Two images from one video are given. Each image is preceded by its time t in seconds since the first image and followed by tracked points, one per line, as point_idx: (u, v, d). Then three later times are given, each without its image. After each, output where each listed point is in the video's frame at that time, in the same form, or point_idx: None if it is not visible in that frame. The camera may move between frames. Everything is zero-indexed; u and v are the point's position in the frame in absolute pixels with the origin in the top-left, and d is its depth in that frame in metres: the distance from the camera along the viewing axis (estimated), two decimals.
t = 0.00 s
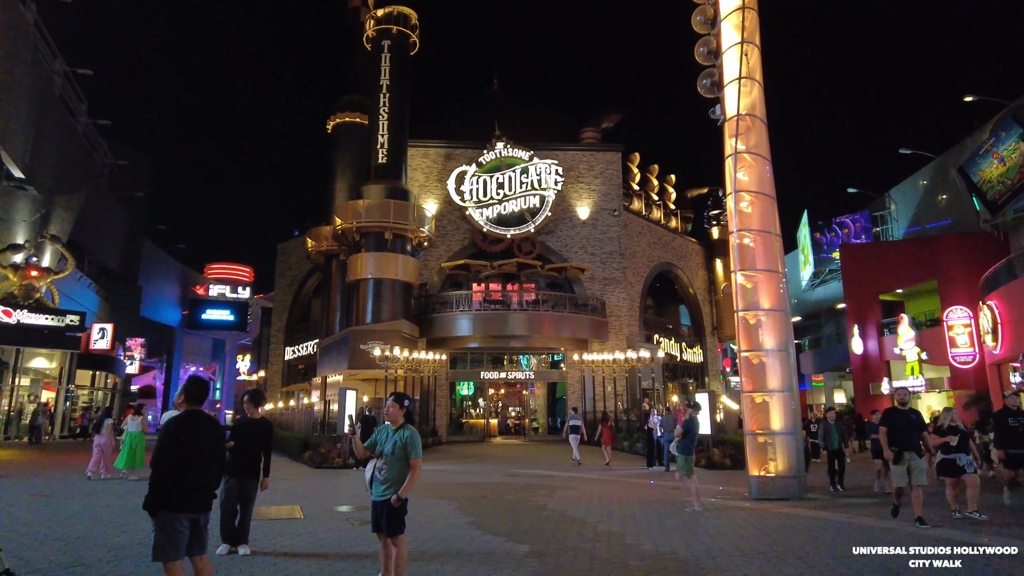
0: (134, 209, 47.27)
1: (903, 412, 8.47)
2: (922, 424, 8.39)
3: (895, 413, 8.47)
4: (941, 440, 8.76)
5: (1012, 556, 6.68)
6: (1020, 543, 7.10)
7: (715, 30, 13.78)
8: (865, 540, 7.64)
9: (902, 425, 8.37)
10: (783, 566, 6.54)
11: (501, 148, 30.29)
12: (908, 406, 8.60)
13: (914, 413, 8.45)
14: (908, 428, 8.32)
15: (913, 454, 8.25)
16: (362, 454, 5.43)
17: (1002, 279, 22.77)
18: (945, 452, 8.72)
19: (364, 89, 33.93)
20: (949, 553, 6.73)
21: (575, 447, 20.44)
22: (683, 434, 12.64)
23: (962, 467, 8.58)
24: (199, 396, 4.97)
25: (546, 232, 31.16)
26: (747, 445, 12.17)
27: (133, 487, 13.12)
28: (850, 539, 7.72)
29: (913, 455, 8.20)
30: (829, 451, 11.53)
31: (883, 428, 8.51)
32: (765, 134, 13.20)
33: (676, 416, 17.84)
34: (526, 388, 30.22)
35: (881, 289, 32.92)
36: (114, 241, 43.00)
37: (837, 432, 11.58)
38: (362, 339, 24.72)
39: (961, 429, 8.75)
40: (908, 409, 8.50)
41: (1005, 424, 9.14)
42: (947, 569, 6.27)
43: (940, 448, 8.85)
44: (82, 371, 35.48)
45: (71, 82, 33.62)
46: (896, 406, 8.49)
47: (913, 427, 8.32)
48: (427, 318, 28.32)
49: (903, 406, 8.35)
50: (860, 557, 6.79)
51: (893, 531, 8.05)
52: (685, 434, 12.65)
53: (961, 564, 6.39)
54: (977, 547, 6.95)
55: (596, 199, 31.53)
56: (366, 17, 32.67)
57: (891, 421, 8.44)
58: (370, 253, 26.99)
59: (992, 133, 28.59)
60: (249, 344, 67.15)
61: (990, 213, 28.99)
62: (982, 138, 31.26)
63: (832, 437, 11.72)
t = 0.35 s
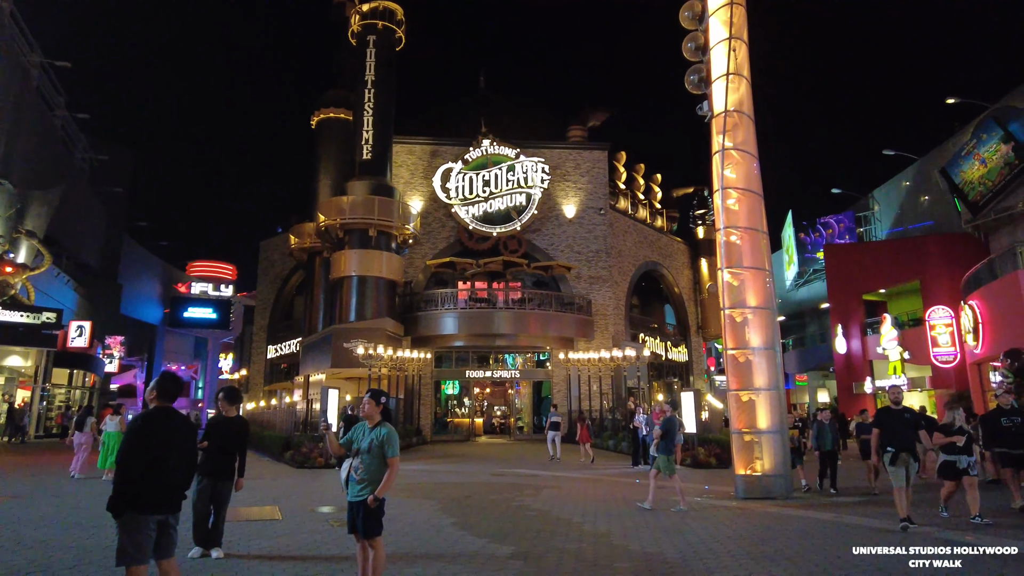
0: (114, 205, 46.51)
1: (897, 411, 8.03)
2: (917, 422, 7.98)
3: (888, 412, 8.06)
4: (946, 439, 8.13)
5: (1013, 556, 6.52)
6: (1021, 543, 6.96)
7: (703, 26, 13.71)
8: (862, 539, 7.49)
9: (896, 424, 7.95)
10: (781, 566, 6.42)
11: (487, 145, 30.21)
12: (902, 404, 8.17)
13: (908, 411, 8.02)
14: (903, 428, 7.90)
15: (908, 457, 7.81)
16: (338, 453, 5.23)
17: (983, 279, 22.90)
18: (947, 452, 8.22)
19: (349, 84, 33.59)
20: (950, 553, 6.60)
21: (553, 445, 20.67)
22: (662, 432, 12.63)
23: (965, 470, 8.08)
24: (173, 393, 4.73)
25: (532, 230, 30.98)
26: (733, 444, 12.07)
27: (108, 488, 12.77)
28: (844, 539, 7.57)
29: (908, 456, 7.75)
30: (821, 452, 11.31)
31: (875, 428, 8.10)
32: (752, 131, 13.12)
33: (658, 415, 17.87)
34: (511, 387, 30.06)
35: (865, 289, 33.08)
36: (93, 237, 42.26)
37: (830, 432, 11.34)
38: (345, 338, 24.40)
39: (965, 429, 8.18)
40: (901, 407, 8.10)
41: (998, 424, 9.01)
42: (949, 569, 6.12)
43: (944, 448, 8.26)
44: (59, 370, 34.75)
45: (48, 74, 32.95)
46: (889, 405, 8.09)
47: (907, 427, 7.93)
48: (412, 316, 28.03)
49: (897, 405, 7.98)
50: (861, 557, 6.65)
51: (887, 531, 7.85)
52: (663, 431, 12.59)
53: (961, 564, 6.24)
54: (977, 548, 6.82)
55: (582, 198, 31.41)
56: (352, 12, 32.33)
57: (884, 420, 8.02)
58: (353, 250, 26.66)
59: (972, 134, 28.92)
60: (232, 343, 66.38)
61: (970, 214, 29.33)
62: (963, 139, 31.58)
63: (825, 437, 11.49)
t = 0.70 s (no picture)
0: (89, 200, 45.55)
1: (886, 408, 7.80)
2: (906, 419, 7.71)
3: (876, 408, 7.83)
4: (940, 438, 8.02)
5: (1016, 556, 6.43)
6: (1021, 543, 6.89)
7: (687, 22, 13.59)
8: (859, 540, 7.34)
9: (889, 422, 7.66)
10: (778, 566, 6.31)
11: (470, 142, 29.85)
12: (890, 401, 7.94)
13: (897, 407, 7.77)
14: (892, 425, 7.63)
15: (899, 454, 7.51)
16: (306, 453, 4.99)
17: (960, 279, 23.11)
18: (945, 451, 7.99)
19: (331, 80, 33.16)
20: (949, 553, 6.49)
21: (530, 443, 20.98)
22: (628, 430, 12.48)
23: (963, 468, 7.87)
24: (131, 392, 4.49)
25: (515, 228, 30.77)
26: (716, 443, 11.98)
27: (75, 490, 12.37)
28: (839, 539, 7.43)
29: (897, 455, 7.51)
30: (810, 451, 11.10)
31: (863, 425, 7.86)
32: (736, 128, 13.03)
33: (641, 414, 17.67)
34: (493, 386, 29.70)
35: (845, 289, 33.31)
36: (67, 233, 41.33)
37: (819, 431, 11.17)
38: (324, 336, 24.05)
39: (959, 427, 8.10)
40: (891, 403, 7.84)
41: (984, 422, 9.03)
42: (950, 569, 6.02)
43: (940, 447, 8.07)
44: (31, 368, 33.90)
45: (19, 65, 32.10)
46: (877, 401, 7.90)
47: (897, 425, 7.64)
48: (392, 314, 27.70)
49: (884, 400, 7.78)
50: (861, 557, 6.52)
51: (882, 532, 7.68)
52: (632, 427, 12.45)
53: (962, 564, 6.13)
54: (977, 547, 6.72)
55: (565, 196, 31.28)
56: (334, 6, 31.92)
57: (872, 417, 7.79)
58: (333, 247, 26.26)
59: (950, 137, 29.31)
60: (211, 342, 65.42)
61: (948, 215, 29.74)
62: (940, 142, 31.97)
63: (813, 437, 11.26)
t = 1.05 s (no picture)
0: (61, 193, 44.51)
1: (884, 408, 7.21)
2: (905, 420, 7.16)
3: (875, 408, 7.24)
4: (934, 438, 7.87)
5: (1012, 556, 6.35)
6: (1020, 542, 6.82)
7: (673, 19, 13.48)
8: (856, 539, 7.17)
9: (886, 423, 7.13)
10: (771, 566, 6.18)
11: (452, 138, 29.56)
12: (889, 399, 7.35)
13: (896, 408, 7.22)
14: (888, 426, 7.12)
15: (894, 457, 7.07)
16: (280, 450, 4.76)
17: (936, 280, 23.35)
18: (941, 451, 7.85)
19: (311, 73, 32.67)
20: (949, 553, 6.38)
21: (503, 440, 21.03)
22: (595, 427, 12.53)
23: (962, 467, 7.72)
24: (90, 387, 4.25)
25: (497, 225, 30.55)
26: (698, 441, 11.92)
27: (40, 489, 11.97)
28: (835, 540, 7.22)
29: (893, 457, 7.04)
30: (799, 448, 10.83)
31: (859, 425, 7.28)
32: (720, 125, 12.96)
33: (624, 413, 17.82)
34: (474, 384, 30.13)
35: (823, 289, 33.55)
36: (37, 226, 40.31)
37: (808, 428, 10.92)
38: (302, 332, 23.73)
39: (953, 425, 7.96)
40: (889, 403, 7.25)
41: (975, 421, 8.74)
42: (950, 569, 5.90)
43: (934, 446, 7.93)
44: None
45: None
46: (874, 401, 7.28)
47: (896, 426, 7.10)
48: (372, 311, 27.36)
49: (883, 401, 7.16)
50: (858, 556, 6.37)
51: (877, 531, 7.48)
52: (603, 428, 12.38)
53: (962, 564, 6.03)
54: (976, 547, 6.63)
55: (548, 194, 31.13)
56: None
57: (869, 416, 7.24)
58: (312, 242, 25.85)
59: (927, 139, 29.63)
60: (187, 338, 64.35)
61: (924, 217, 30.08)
62: (917, 144, 32.34)
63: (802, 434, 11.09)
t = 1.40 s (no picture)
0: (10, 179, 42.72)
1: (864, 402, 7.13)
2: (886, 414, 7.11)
3: (854, 403, 7.15)
4: (915, 438, 7.96)
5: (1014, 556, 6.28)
6: (1017, 542, 6.81)
7: (645, 15, 13.46)
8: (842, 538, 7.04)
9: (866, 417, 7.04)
10: (745, 564, 6.13)
11: (421, 131, 29.20)
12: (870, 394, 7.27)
13: (877, 403, 7.16)
14: (870, 420, 7.03)
15: (876, 452, 6.95)
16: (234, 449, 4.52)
17: (893, 281, 23.93)
18: (915, 451, 8.01)
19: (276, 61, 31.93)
20: (949, 553, 6.31)
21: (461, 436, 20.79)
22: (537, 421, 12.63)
23: (934, 469, 7.84)
24: (30, 381, 3.98)
25: (466, 220, 30.27)
26: (663, 437, 11.92)
27: None
28: (817, 539, 7.01)
29: (874, 452, 6.92)
30: (771, 448, 10.65)
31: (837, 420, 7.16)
32: (691, 123, 12.97)
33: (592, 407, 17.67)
34: (439, 379, 29.32)
35: (784, 289, 34.12)
36: None
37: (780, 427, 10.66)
38: (263, 326, 23.09)
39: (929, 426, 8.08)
40: (871, 397, 7.19)
41: (943, 416, 8.36)
42: (951, 569, 5.82)
43: (911, 446, 8.07)
44: None
45: None
46: (855, 394, 7.22)
47: (876, 420, 7.04)
48: (336, 306, 26.84)
49: (865, 395, 7.08)
50: (858, 556, 6.23)
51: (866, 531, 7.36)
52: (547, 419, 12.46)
53: (962, 564, 5.95)
54: (976, 547, 6.60)
55: (516, 189, 30.99)
56: None
57: (848, 412, 7.13)
58: (274, 234, 25.25)
59: (886, 145, 30.43)
60: (144, 332, 62.44)
61: (882, 219, 30.92)
62: (877, 149, 33.14)
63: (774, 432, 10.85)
